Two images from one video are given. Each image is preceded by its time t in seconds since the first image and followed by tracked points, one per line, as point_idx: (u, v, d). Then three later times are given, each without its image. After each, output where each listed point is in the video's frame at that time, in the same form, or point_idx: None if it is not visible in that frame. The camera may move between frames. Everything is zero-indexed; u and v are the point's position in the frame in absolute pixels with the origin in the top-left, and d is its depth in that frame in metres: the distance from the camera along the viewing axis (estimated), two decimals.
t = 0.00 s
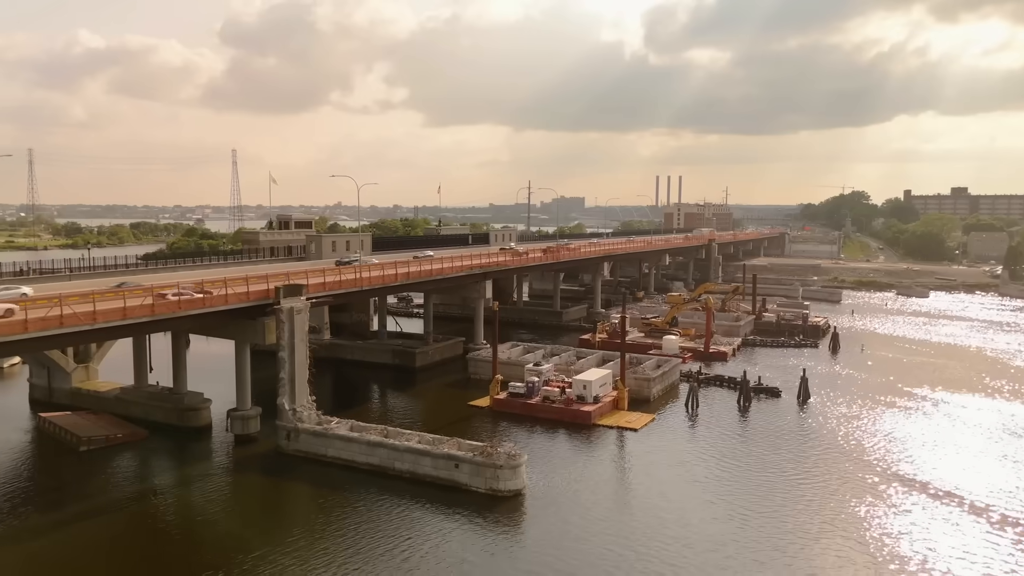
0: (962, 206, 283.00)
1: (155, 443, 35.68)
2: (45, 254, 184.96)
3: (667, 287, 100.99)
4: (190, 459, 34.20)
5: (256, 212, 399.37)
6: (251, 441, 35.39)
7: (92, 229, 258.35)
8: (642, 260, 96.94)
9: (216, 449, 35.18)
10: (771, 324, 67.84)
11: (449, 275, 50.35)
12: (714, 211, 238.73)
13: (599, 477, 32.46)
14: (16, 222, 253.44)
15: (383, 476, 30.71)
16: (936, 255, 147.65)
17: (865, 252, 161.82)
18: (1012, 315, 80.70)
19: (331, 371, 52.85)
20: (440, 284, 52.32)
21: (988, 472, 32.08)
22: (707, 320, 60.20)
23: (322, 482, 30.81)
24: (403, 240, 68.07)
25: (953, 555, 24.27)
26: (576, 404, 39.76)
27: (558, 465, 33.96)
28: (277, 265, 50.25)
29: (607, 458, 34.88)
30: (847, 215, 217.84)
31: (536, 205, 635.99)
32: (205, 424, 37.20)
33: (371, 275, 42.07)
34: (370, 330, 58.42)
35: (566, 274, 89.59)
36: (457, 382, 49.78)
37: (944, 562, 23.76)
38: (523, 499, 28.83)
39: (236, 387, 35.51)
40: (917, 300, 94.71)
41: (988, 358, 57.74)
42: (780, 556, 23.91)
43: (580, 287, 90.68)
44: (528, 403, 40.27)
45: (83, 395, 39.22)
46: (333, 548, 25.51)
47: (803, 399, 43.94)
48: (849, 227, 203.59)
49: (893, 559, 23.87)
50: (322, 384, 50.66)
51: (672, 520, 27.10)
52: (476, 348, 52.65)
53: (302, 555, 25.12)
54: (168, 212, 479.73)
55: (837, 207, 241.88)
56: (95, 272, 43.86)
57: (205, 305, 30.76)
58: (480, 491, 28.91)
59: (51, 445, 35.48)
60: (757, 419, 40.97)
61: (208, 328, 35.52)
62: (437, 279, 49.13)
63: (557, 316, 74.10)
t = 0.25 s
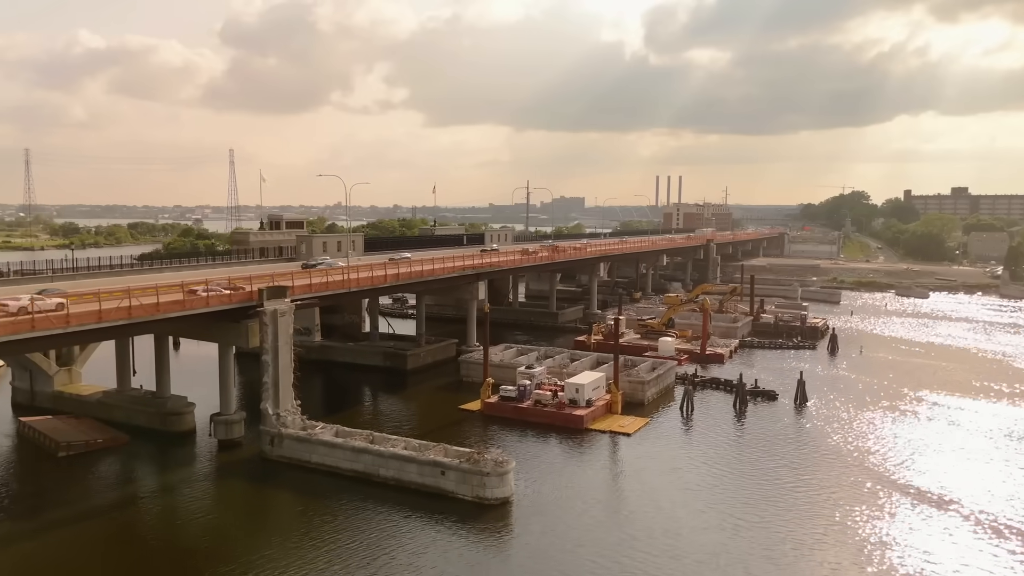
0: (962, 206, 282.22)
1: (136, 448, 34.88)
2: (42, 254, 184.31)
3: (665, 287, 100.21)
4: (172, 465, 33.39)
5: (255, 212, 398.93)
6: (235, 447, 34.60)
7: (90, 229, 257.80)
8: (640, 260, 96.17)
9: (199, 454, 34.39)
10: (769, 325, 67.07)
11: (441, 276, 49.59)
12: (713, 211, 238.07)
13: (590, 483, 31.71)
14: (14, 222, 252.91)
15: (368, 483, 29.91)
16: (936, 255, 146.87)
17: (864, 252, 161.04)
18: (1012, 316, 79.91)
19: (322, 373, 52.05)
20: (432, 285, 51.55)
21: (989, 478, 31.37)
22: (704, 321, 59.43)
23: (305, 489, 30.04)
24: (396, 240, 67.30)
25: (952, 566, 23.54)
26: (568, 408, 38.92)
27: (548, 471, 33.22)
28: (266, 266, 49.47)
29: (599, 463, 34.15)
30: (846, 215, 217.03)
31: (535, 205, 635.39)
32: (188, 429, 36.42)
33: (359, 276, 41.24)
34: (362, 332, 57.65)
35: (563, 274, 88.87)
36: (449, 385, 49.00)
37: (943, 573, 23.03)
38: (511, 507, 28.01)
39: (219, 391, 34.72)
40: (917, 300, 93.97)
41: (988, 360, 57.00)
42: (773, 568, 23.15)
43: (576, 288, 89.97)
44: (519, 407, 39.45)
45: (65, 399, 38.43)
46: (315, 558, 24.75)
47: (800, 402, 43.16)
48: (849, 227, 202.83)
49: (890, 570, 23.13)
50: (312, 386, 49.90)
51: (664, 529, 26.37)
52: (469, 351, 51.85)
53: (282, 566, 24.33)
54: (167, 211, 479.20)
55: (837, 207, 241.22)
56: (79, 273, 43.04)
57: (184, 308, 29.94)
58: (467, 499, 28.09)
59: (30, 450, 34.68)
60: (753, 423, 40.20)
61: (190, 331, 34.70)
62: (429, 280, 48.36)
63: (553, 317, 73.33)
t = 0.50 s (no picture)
0: (962, 206, 281.26)
1: (113, 455, 33.97)
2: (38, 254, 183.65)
3: (662, 288, 99.36)
4: (149, 472, 32.46)
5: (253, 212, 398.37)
6: (215, 453, 33.69)
7: (87, 229, 257.03)
8: (637, 261, 95.31)
9: (177, 461, 33.48)
10: (766, 327, 66.24)
11: (431, 277, 48.68)
12: (712, 211, 237.23)
13: (579, 490, 30.86)
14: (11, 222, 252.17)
15: (349, 492, 29.03)
16: (936, 256, 146.01)
17: (863, 253, 160.14)
18: (1013, 317, 79.09)
19: (310, 377, 51.13)
20: (423, 287, 50.65)
21: (988, 485, 30.56)
22: (699, 323, 58.58)
23: (285, 497, 29.17)
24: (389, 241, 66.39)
25: None
26: (559, 413, 37.96)
27: (537, 478, 32.35)
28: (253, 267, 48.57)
29: (589, 469, 33.32)
30: (846, 215, 216.07)
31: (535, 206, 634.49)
32: (168, 435, 35.51)
33: (345, 278, 40.35)
34: (352, 334, 56.77)
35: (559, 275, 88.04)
36: (439, 388, 48.12)
37: None
38: (495, 517, 27.13)
39: (199, 396, 33.83)
40: (916, 302, 93.08)
41: (988, 362, 56.12)
42: None
43: (572, 289, 89.14)
44: (508, 411, 38.49)
45: (42, 404, 37.54)
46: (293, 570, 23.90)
47: (796, 406, 42.32)
48: (849, 227, 201.88)
49: None
50: (299, 390, 48.99)
51: (653, 539, 25.55)
52: (459, 353, 50.95)
53: None
54: (166, 212, 478.81)
55: (836, 207, 240.34)
56: (60, 275, 42.17)
57: (160, 310, 29.05)
58: (449, 509, 27.19)
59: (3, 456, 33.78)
60: (748, 428, 39.36)
61: (169, 334, 33.79)
62: (418, 281, 47.44)
63: (548, 319, 72.48)
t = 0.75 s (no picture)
0: (962, 206, 280.56)
1: (91, 460, 33.26)
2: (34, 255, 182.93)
3: (659, 289, 98.66)
4: (127, 477, 31.73)
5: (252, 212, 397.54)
6: (195, 458, 32.96)
7: (85, 230, 256.30)
8: (633, 262, 94.63)
9: (157, 467, 32.74)
10: (762, 329, 65.54)
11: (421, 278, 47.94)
12: (711, 211, 236.49)
13: (567, 497, 30.16)
14: (9, 222, 251.41)
15: (330, 500, 28.29)
16: (935, 257, 145.21)
17: (862, 254, 159.36)
18: (1012, 319, 78.37)
19: (299, 379, 50.39)
20: (413, 288, 49.90)
21: (986, 492, 29.88)
22: (694, 325, 57.88)
23: (264, 505, 28.43)
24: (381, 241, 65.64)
25: None
26: (548, 418, 37.18)
27: (525, 484, 31.63)
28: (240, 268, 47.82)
29: (578, 475, 32.61)
30: (845, 215, 215.37)
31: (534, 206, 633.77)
32: (148, 440, 34.79)
33: (331, 279, 39.63)
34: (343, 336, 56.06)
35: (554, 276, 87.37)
36: (429, 392, 47.41)
37: None
38: (479, 526, 26.37)
39: (179, 400, 33.11)
40: (915, 302, 92.34)
41: (987, 364, 55.37)
42: None
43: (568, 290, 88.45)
44: (497, 415, 37.70)
45: (21, 407, 36.84)
46: None
47: (791, 410, 41.61)
48: (848, 228, 201.18)
49: None
50: (287, 393, 48.26)
51: (640, 549, 24.84)
52: (450, 356, 50.21)
53: None
54: (165, 212, 477.84)
55: (836, 207, 239.58)
56: (42, 276, 41.45)
57: (136, 313, 28.28)
58: (432, 517, 26.43)
59: None
60: (741, 432, 38.67)
61: (149, 337, 33.06)
62: (408, 283, 46.71)
63: (542, 320, 71.79)
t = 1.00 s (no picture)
0: (961, 206, 279.85)
1: (65, 465, 32.55)
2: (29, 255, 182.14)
3: (655, 289, 97.91)
4: (101, 482, 31.01)
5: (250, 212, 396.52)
6: (171, 464, 32.23)
7: (82, 229, 255.50)
8: (629, 262, 93.87)
9: (132, 472, 32.01)
10: (757, 330, 64.83)
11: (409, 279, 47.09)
12: (710, 211, 235.71)
13: (551, 503, 29.45)
14: (5, 222, 250.60)
15: (306, 507, 27.55)
16: (934, 257, 144.39)
17: (860, 254, 158.57)
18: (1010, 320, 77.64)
19: (285, 382, 49.63)
20: (401, 289, 49.09)
21: (980, 501, 29.21)
22: (688, 326, 57.15)
23: (238, 513, 27.69)
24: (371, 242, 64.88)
25: None
26: (534, 422, 36.42)
27: (508, 490, 30.92)
28: (225, 269, 47.07)
29: (564, 481, 31.90)
30: (844, 215, 214.63)
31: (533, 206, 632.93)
32: (124, 445, 34.11)
33: (313, 281, 38.85)
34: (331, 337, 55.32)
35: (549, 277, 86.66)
36: (416, 395, 46.68)
37: None
38: (457, 535, 25.64)
39: (155, 405, 32.37)
40: (912, 303, 91.61)
41: (984, 367, 54.62)
42: None
43: (563, 290, 87.71)
44: (483, 419, 36.94)
45: None
46: None
47: (783, 414, 40.91)
48: (847, 228, 200.47)
49: None
50: (272, 395, 47.52)
51: (622, 559, 24.16)
52: (438, 358, 49.47)
53: None
54: (163, 212, 476.73)
55: (834, 207, 238.77)
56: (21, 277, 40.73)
57: (106, 316, 27.46)
58: (409, 526, 25.70)
59: None
60: (732, 436, 37.97)
61: (124, 340, 32.29)
62: (394, 284, 45.87)
63: (535, 321, 71.08)
